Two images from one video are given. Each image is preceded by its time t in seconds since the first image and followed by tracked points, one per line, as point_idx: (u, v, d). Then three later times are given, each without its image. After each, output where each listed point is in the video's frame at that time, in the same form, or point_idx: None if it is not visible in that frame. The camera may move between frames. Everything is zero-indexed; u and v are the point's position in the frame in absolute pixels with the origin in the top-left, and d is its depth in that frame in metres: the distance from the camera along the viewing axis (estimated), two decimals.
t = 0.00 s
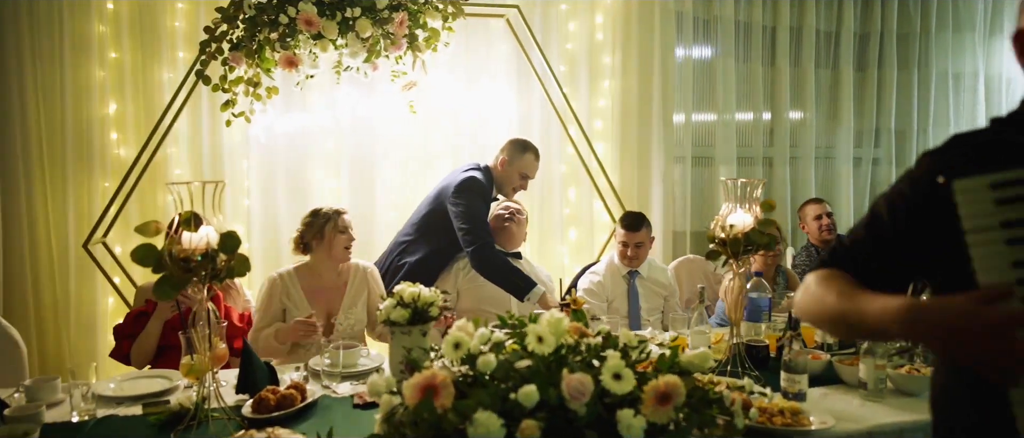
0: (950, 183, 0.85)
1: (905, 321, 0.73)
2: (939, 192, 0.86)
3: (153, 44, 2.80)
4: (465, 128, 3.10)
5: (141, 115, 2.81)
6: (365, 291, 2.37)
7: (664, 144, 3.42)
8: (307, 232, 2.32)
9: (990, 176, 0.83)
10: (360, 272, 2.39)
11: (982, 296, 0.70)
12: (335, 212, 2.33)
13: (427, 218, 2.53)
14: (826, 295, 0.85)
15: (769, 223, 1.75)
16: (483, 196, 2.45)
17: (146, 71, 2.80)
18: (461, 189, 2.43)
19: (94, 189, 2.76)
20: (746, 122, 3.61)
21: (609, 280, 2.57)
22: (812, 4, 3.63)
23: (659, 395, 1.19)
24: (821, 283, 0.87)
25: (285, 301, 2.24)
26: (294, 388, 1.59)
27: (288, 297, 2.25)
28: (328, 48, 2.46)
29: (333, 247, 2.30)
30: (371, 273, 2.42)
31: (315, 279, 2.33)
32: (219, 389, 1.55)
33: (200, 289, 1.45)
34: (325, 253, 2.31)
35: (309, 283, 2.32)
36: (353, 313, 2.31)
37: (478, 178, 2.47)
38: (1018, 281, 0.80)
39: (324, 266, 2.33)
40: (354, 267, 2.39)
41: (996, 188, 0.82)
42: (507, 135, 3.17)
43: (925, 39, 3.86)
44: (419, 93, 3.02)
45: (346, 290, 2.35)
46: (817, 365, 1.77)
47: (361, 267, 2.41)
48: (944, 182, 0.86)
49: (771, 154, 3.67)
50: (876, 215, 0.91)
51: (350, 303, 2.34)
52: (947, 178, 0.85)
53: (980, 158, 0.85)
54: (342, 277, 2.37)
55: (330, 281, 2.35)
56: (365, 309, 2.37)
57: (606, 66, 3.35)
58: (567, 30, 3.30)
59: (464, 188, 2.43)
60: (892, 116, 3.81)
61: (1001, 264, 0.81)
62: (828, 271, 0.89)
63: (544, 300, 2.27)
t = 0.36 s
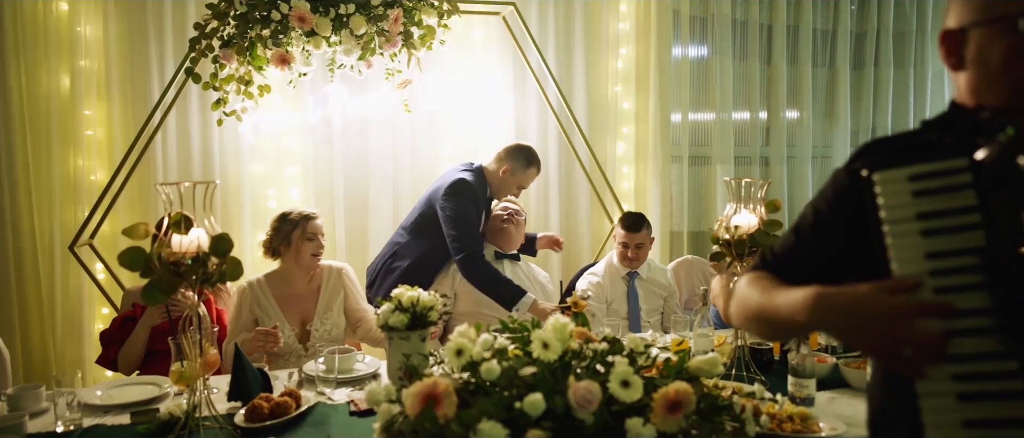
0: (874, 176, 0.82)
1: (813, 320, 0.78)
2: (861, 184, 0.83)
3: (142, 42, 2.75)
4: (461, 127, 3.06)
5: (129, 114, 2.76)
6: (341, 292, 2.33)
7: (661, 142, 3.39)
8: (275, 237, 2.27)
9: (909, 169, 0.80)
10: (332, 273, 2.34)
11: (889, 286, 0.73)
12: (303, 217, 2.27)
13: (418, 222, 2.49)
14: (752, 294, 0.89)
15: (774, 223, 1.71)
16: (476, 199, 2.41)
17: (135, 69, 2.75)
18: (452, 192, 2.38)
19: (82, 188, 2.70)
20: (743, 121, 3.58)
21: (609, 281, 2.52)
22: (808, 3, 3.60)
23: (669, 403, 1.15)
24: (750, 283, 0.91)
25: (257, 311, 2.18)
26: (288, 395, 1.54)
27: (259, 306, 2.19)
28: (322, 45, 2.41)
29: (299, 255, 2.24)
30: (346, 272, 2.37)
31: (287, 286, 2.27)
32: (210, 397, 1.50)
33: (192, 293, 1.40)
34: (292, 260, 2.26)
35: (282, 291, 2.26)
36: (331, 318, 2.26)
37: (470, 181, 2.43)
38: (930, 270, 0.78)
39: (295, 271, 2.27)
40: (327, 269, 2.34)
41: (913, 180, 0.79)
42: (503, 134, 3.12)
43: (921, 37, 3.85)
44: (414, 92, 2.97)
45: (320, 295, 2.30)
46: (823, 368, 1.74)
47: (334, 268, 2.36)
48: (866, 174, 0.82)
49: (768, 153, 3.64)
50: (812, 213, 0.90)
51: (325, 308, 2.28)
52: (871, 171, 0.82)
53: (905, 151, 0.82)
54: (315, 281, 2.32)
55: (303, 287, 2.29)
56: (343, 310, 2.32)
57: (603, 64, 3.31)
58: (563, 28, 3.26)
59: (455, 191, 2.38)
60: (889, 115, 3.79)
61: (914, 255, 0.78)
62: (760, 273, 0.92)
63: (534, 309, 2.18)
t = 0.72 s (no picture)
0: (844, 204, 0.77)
1: (790, 363, 0.67)
2: (831, 213, 0.78)
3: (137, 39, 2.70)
4: (462, 127, 3.02)
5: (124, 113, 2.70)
6: (323, 299, 2.29)
7: (664, 142, 3.36)
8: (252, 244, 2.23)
9: (884, 199, 0.76)
10: (314, 278, 2.31)
11: (865, 336, 0.64)
12: (276, 222, 2.21)
13: (408, 228, 2.59)
14: (712, 322, 0.79)
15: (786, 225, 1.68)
16: (457, 213, 2.42)
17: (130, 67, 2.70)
18: (433, 205, 2.41)
19: (76, 189, 2.65)
20: (745, 121, 3.55)
21: (614, 284, 2.48)
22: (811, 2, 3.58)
23: (687, 412, 1.11)
24: (709, 307, 0.81)
25: (237, 321, 2.15)
26: (289, 402, 1.49)
27: (238, 317, 2.16)
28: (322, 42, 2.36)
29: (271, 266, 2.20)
30: (328, 277, 2.33)
31: (266, 293, 2.23)
32: (208, 403, 1.46)
33: (190, 297, 1.36)
34: (265, 270, 2.22)
35: (262, 300, 2.22)
36: (313, 325, 2.22)
37: (452, 194, 2.43)
38: (904, 311, 0.74)
39: (273, 280, 2.23)
40: (308, 275, 2.30)
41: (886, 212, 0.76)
42: (504, 133, 3.08)
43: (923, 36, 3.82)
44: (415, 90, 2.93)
45: (301, 302, 2.26)
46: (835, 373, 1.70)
47: (313, 273, 2.32)
48: (836, 202, 0.78)
49: (771, 153, 3.61)
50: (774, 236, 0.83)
51: (307, 315, 2.24)
52: (839, 199, 0.78)
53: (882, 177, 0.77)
54: (295, 288, 2.27)
55: (284, 294, 2.25)
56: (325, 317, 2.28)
57: (605, 63, 3.28)
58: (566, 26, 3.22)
59: (439, 203, 2.41)
60: (892, 114, 3.76)
61: (887, 291, 0.74)
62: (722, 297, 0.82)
63: (499, 305, 2.35)
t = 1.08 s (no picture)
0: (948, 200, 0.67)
1: (920, 377, 0.62)
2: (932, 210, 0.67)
3: (134, 38, 2.64)
4: (464, 127, 2.97)
5: (121, 113, 2.66)
6: (330, 304, 2.23)
7: (668, 142, 3.32)
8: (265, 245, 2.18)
9: (991, 194, 0.66)
10: (323, 281, 2.26)
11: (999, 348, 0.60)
12: (292, 222, 2.19)
13: (401, 235, 2.58)
14: (794, 342, 0.68)
15: (802, 227, 1.63)
16: (453, 218, 2.41)
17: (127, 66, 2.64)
18: (429, 210, 2.42)
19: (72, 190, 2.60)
20: (750, 121, 3.51)
21: (620, 287, 2.44)
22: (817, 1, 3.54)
23: (710, 423, 1.07)
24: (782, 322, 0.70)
25: (248, 324, 2.10)
26: (292, 410, 1.45)
27: (249, 319, 2.10)
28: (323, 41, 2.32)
29: (287, 266, 2.15)
30: (337, 279, 2.29)
31: (275, 296, 2.20)
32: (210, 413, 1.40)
33: (191, 303, 1.31)
34: (279, 270, 2.17)
35: (270, 302, 2.18)
36: (321, 330, 2.18)
37: (446, 200, 2.43)
38: None
39: (285, 281, 2.19)
40: (317, 277, 2.26)
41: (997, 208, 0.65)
42: (507, 133, 3.04)
43: (929, 35, 3.79)
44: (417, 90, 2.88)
45: (310, 306, 2.22)
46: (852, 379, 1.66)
47: (323, 275, 2.28)
48: (937, 199, 0.67)
49: (775, 153, 3.57)
50: (849, 230, 0.71)
51: (315, 320, 2.20)
52: (941, 195, 0.67)
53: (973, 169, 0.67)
54: (304, 291, 2.24)
55: (292, 297, 2.22)
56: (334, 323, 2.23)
57: (609, 62, 3.24)
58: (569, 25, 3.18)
59: (433, 209, 2.41)
60: (897, 114, 3.73)
61: (1002, 299, 0.65)
62: (788, 310, 0.71)
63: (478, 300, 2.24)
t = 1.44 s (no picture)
0: None
1: None
2: None
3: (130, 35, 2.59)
4: (467, 125, 2.92)
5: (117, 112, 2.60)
6: (362, 310, 2.17)
7: (673, 141, 3.27)
8: (298, 245, 2.13)
9: None
10: (355, 286, 2.20)
11: None
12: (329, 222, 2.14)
13: (405, 234, 2.54)
14: (973, 345, 0.77)
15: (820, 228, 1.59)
16: (457, 219, 2.35)
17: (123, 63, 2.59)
18: (435, 211, 2.36)
19: (66, 192, 2.54)
20: (755, 120, 3.47)
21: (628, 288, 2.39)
22: None
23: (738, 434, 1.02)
24: (955, 324, 0.79)
25: (275, 324, 2.03)
26: (297, 418, 1.40)
27: (281, 318, 2.04)
28: (325, 39, 2.26)
29: (325, 263, 2.10)
30: (369, 283, 2.23)
31: (308, 297, 2.14)
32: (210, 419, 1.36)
33: (191, 307, 1.26)
34: (317, 269, 2.12)
35: (300, 303, 2.12)
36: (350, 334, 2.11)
37: (453, 203, 2.37)
38: None
39: (318, 280, 2.14)
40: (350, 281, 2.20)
41: None
42: (510, 133, 2.99)
43: (936, 33, 3.75)
44: (419, 88, 2.83)
45: (342, 309, 2.16)
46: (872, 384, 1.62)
47: (357, 280, 2.22)
48: None
49: (781, 153, 3.53)
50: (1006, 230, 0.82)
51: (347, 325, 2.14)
52: None
53: None
54: (337, 293, 2.18)
55: (325, 299, 2.16)
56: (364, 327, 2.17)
57: (613, 60, 3.19)
58: (573, 23, 3.13)
59: (437, 210, 2.35)
60: (903, 114, 3.69)
61: None
62: (965, 306, 0.80)
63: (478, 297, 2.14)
